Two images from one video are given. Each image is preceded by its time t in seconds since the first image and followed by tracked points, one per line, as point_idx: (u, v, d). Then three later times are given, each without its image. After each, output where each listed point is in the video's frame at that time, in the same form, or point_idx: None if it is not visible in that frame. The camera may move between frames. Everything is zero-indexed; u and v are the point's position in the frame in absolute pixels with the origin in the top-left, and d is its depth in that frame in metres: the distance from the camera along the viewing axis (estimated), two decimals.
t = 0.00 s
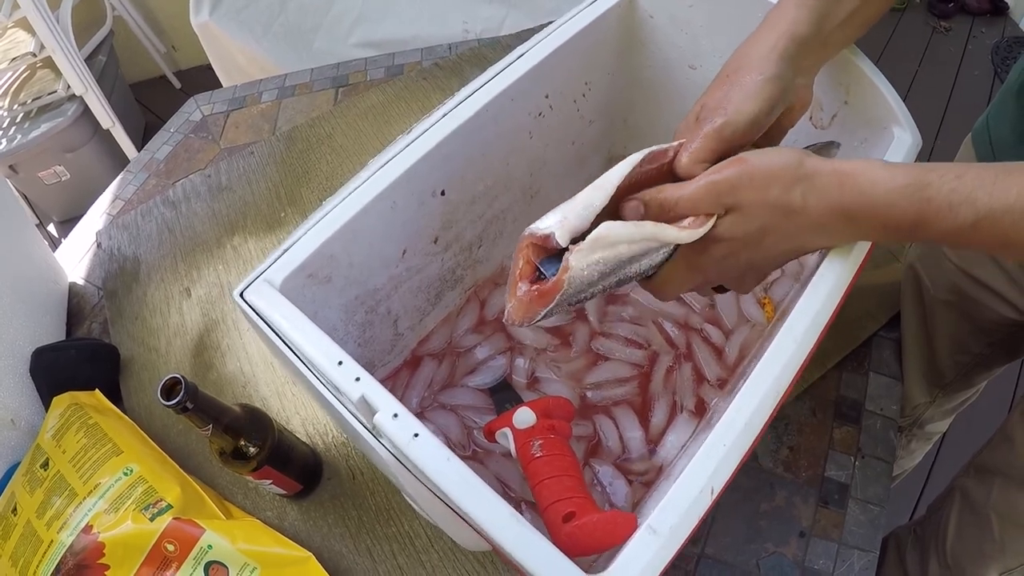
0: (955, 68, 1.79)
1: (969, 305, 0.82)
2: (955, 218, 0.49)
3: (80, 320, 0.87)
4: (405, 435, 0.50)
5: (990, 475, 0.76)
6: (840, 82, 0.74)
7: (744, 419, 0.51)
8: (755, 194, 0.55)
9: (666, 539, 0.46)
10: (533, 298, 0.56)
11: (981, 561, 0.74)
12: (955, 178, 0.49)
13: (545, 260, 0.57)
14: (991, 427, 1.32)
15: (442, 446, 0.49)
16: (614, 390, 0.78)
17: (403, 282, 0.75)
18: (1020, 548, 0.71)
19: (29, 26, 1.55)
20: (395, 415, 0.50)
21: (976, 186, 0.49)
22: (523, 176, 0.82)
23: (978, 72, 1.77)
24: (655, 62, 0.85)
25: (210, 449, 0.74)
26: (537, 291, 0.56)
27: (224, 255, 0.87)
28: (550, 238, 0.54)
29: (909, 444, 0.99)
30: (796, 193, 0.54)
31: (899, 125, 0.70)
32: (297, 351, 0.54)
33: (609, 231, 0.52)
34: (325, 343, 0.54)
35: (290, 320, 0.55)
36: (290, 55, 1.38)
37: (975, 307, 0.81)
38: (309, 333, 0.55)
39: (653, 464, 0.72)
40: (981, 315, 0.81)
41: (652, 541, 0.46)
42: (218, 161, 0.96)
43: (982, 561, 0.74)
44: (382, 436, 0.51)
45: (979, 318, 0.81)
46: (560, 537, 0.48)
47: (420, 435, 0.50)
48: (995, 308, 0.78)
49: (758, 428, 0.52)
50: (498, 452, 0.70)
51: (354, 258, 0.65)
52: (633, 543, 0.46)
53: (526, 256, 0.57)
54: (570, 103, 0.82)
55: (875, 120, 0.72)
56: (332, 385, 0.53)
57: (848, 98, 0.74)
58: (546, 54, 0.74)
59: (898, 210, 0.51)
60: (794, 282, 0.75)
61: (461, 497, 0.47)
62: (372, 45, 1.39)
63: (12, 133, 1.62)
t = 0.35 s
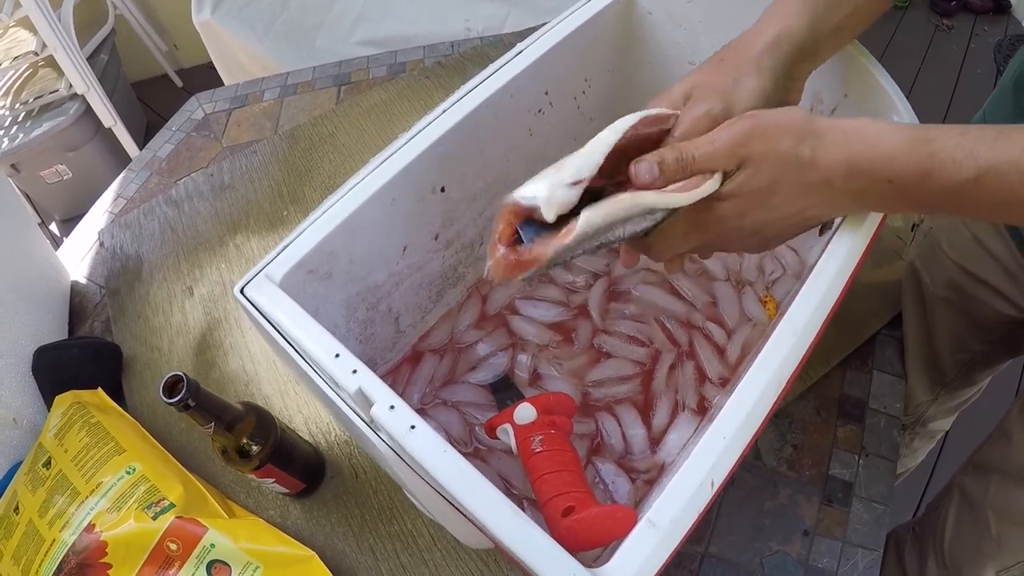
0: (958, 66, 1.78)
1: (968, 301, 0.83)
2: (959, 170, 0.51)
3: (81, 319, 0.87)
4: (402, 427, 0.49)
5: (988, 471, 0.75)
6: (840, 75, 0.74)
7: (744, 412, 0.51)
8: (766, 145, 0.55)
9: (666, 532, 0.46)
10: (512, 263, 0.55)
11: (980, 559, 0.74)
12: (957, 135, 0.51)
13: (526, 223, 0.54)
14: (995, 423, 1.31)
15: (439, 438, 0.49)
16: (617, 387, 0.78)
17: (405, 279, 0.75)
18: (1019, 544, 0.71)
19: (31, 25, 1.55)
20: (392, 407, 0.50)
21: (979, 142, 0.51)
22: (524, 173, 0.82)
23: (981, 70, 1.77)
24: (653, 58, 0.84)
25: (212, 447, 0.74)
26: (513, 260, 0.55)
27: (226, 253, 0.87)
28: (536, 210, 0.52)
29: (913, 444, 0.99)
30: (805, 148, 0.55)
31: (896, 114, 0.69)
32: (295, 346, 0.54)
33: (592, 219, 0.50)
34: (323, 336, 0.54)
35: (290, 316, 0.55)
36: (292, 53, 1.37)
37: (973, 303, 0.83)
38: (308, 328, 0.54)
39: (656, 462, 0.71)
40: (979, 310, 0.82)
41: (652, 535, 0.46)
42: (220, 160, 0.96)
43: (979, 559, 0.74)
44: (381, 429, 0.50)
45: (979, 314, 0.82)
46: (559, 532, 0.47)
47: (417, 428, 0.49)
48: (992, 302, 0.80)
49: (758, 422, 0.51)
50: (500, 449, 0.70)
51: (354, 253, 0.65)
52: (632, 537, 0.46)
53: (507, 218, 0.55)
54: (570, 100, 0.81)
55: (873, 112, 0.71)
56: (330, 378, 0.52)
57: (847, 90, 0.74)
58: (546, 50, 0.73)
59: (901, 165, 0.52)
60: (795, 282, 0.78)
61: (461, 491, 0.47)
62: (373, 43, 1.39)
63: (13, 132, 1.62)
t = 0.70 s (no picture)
0: (960, 67, 1.78)
1: (970, 301, 0.82)
2: (949, 205, 0.50)
3: (82, 316, 0.86)
4: (406, 427, 0.49)
5: (989, 472, 0.75)
6: (846, 76, 0.74)
7: (750, 413, 0.51)
8: (744, 190, 0.55)
9: (670, 535, 0.46)
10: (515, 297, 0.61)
11: (981, 561, 0.74)
12: (947, 165, 0.50)
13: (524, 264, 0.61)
14: (996, 424, 1.31)
15: (443, 439, 0.49)
16: (619, 387, 0.78)
17: (407, 278, 0.75)
18: (1018, 546, 0.70)
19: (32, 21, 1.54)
20: (395, 407, 0.50)
21: (968, 173, 0.49)
22: (528, 173, 0.82)
23: (982, 72, 1.76)
24: (661, 58, 0.84)
25: (212, 446, 0.74)
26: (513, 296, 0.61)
27: (227, 250, 0.87)
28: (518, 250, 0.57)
29: (913, 445, 0.98)
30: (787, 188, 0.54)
31: (903, 118, 0.69)
32: (298, 345, 0.54)
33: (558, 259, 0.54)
34: (327, 335, 0.54)
35: (293, 315, 0.55)
36: (295, 50, 1.37)
37: (974, 303, 0.82)
38: (311, 327, 0.54)
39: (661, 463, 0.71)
40: (981, 310, 0.82)
41: (656, 537, 0.46)
42: (221, 157, 0.96)
43: (980, 560, 0.74)
44: (383, 429, 0.50)
45: (980, 313, 0.82)
46: (563, 533, 0.47)
47: (421, 428, 0.49)
48: (995, 303, 0.80)
49: (763, 424, 0.51)
50: (502, 449, 0.70)
51: (357, 252, 0.65)
52: (636, 539, 0.46)
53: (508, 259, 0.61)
54: (574, 99, 0.81)
55: (879, 114, 0.71)
56: (333, 379, 0.52)
57: (853, 90, 0.74)
58: (551, 49, 0.73)
59: (891, 202, 0.52)
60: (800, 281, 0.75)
61: (465, 493, 0.47)
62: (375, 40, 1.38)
63: (13, 128, 1.61)
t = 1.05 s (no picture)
0: (964, 61, 1.76)
1: (974, 297, 0.79)
2: (929, 202, 0.48)
3: (79, 305, 0.85)
4: (415, 427, 0.48)
5: (989, 468, 0.74)
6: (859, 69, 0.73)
7: (766, 411, 0.50)
8: (727, 204, 0.57)
9: (683, 536, 0.45)
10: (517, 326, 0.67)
11: (981, 557, 0.73)
12: (924, 161, 0.48)
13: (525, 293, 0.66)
14: (999, 420, 1.30)
15: (453, 440, 0.48)
16: (625, 382, 0.77)
17: (409, 269, 0.74)
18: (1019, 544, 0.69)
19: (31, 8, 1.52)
20: (404, 406, 0.49)
21: (947, 168, 0.47)
22: (533, 163, 0.81)
23: (987, 65, 1.74)
24: (668, 47, 0.83)
25: (211, 437, 0.73)
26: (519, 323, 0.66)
27: (226, 239, 0.86)
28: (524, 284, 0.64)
29: (915, 440, 0.96)
30: (768, 195, 0.55)
31: (918, 114, 0.68)
32: (302, 340, 0.52)
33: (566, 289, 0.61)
34: (334, 331, 0.52)
35: (295, 308, 0.53)
36: (296, 38, 1.36)
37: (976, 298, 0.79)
38: (314, 321, 0.53)
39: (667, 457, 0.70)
40: (984, 305, 0.79)
41: (670, 539, 0.45)
42: (221, 145, 0.95)
43: (980, 557, 0.73)
44: (390, 428, 0.49)
45: (983, 309, 0.80)
46: (575, 536, 0.47)
47: (431, 428, 0.48)
48: (996, 298, 0.78)
49: (778, 422, 0.50)
50: (505, 442, 0.69)
51: (361, 242, 0.64)
52: (649, 541, 0.45)
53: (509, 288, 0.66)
54: (581, 87, 0.80)
55: (895, 109, 0.70)
56: (339, 376, 0.51)
57: (867, 86, 0.73)
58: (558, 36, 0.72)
59: (873, 201, 0.51)
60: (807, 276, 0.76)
61: (473, 492, 0.46)
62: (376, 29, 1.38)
63: (12, 116, 1.60)
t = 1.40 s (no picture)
0: (964, 66, 1.76)
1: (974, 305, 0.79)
2: (959, 178, 0.49)
3: (74, 298, 0.84)
4: (413, 430, 0.48)
5: (984, 475, 0.74)
6: (865, 73, 0.72)
7: (766, 417, 0.49)
8: (773, 172, 0.55)
9: (681, 542, 0.45)
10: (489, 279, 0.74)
11: (974, 564, 0.73)
12: (958, 139, 0.49)
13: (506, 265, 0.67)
14: (994, 428, 1.30)
15: (451, 444, 0.47)
16: (623, 383, 0.76)
17: (408, 267, 0.73)
18: (1013, 552, 0.69)
19: None
20: (402, 409, 0.48)
21: (979, 146, 0.48)
22: (535, 162, 0.80)
23: (987, 71, 1.74)
24: (670, 48, 0.82)
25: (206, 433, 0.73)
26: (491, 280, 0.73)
27: (223, 233, 0.85)
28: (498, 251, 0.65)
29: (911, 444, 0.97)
30: (812, 165, 0.54)
31: (922, 118, 0.66)
32: (300, 340, 0.52)
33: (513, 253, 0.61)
34: (332, 332, 0.52)
35: (293, 308, 0.53)
36: (295, 32, 1.36)
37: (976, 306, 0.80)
38: (313, 321, 0.52)
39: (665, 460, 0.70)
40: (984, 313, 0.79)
41: (669, 545, 0.45)
42: (219, 138, 0.94)
43: (974, 564, 0.73)
44: (388, 430, 0.49)
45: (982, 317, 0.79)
46: (573, 540, 0.47)
47: (429, 431, 0.48)
48: (995, 308, 0.77)
49: (778, 428, 0.50)
50: (503, 443, 0.69)
51: (360, 241, 0.63)
52: (647, 547, 0.45)
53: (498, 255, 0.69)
54: (584, 87, 0.79)
55: (899, 114, 0.69)
56: (335, 376, 0.51)
57: (872, 90, 0.72)
58: (561, 34, 0.71)
59: (905, 176, 0.51)
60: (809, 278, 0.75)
61: (473, 497, 0.46)
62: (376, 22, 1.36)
63: (10, 106, 1.59)
